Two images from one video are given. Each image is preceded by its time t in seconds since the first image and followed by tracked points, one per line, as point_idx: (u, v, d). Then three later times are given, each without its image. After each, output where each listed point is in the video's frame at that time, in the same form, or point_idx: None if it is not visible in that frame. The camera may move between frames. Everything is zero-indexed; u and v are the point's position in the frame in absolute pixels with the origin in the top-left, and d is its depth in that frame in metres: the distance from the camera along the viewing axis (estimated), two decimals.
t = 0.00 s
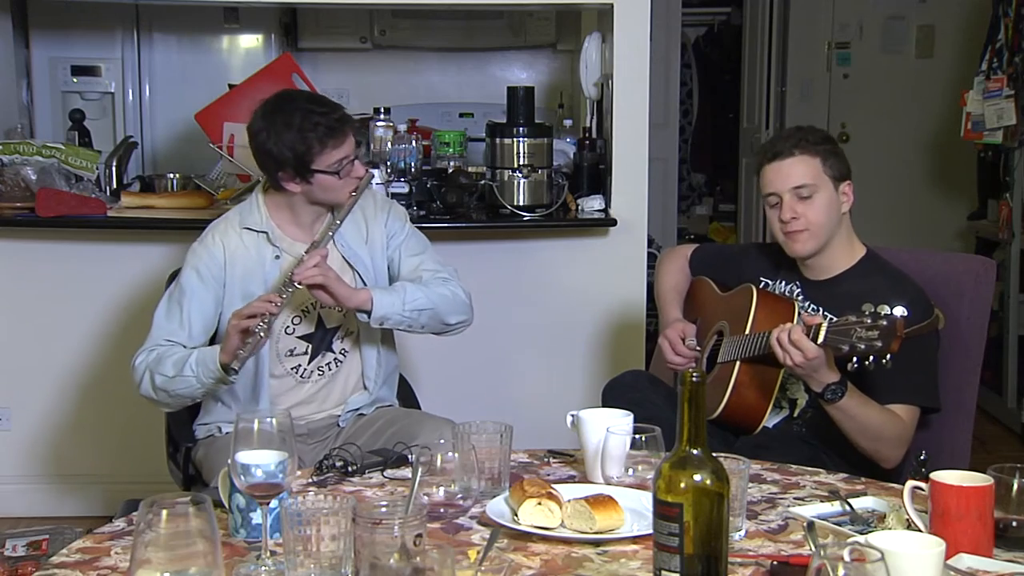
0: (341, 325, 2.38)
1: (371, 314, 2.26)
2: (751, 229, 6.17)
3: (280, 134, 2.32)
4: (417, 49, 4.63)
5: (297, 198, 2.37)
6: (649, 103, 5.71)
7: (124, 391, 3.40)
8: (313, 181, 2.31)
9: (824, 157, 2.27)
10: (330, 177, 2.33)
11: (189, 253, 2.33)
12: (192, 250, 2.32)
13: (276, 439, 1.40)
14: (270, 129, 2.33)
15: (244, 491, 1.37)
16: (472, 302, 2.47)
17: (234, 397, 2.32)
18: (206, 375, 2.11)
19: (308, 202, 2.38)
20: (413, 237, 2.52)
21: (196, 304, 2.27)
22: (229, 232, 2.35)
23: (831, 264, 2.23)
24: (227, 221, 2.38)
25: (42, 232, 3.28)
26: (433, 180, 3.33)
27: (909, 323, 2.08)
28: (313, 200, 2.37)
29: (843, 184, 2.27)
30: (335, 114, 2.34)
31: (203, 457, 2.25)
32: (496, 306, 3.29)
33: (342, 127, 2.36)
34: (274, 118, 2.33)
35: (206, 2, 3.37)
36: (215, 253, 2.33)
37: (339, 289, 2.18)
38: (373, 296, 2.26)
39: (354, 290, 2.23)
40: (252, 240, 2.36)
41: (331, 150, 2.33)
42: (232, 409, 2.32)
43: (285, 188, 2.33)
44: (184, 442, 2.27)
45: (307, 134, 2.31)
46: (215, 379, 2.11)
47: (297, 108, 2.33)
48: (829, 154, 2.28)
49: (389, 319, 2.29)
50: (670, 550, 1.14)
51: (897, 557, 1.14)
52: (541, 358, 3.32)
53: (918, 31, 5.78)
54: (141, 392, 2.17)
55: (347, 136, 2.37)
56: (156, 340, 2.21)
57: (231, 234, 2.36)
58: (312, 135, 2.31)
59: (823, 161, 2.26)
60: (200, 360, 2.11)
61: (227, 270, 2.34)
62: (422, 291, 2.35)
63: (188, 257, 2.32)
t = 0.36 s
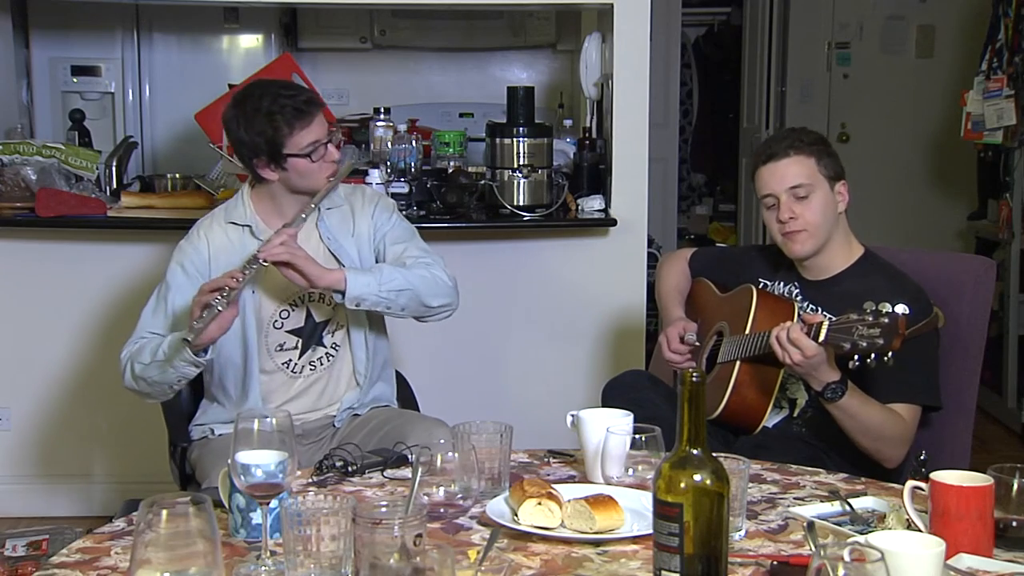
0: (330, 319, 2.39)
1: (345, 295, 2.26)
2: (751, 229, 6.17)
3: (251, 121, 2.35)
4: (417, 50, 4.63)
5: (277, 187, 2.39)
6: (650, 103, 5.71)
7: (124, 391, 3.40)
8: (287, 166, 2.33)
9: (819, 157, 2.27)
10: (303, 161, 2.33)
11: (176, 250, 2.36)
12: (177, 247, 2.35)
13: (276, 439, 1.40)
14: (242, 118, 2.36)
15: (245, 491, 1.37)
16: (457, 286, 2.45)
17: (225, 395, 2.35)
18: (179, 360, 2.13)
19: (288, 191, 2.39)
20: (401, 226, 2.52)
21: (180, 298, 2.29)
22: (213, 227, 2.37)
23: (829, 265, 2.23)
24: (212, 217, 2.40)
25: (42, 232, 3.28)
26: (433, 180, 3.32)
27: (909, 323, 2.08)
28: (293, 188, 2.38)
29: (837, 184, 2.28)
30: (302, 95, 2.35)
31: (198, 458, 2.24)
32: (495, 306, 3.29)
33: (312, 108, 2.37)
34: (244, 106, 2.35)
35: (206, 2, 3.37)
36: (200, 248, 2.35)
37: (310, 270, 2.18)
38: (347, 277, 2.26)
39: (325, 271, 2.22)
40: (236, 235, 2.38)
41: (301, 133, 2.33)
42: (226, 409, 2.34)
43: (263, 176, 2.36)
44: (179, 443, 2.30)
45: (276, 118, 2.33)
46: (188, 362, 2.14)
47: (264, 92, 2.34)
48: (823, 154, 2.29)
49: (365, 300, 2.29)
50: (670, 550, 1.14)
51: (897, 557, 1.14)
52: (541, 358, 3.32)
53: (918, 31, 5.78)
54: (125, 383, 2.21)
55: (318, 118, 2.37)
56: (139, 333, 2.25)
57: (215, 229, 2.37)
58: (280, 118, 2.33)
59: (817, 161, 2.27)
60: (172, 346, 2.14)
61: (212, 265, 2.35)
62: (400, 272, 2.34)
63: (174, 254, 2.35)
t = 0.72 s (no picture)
0: (320, 313, 2.40)
1: (323, 278, 2.27)
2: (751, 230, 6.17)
3: (230, 112, 2.43)
4: (417, 50, 4.63)
5: (260, 177, 2.46)
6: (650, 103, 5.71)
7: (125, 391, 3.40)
8: (267, 155, 2.40)
9: (808, 164, 2.24)
10: (283, 148, 2.40)
11: (165, 248, 2.40)
12: (166, 244, 2.39)
13: (275, 440, 1.40)
14: (221, 108, 2.44)
15: (244, 491, 1.37)
16: (439, 277, 2.45)
17: (217, 395, 2.35)
18: (156, 343, 2.19)
19: (272, 182, 2.46)
20: (388, 220, 2.52)
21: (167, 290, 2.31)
22: (201, 223, 2.41)
23: (828, 268, 2.23)
24: (200, 215, 2.44)
25: (42, 232, 3.28)
26: (433, 180, 3.32)
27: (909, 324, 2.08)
28: (276, 178, 2.44)
29: (830, 188, 2.26)
30: (279, 83, 2.43)
31: (190, 461, 2.24)
32: (495, 306, 3.29)
33: (288, 95, 2.43)
34: (223, 97, 2.44)
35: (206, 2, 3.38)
36: (188, 244, 2.39)
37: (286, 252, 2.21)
38: (325, 261, 2.27)
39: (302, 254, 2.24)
40: (223, 229, 2.41)
41: (278, 119, 2.41)
42: (220, 409, 2.34)
43: (245, 166, 2.44)
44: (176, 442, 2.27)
45: (252, 105, 2.40)
46: (164, 346, 2.20)
47: (241, 82, 2.43)
48: (813, 158, 2.26)
49: (343, 284, 2.29)
50: (670, 551, 1.14)
51: (897, 557, 1.14)
52: (541, 358, 3.32)
53: (918, 31, 5.78)
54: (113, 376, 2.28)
55: (295, 105, 2.44)
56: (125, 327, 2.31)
57: (203, 225, 2.41)
58: (257, 105, 2.40)
59: (807, 168, 2.24)
60: (148, 331, 2.20)
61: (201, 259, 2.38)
62: (380, 259, 2.35)
63: (163, 250, 2.39)
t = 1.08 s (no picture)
0: (317, 308, 2.40)
1: (318, 265, 2.27)
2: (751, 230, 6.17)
3: (233, 103, 2.44)
4: (417, 50, 4.63)
5: (260, 170, 2.47)
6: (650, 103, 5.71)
7: (125, 391, 3.40)
8: (267, 145, 2.41)
9: (809, 162, 2.27)
10: (284, 140, 2.40)
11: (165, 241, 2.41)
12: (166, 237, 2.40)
13: (275, 439, 1.40)
14: (224, 99, 2.45)
15: (244, 491, 1.37)
16: (435, 269, 2.45)
17: (213, 390, 2.36)
18: (150, 322, 2.21)
19: (271, 174, 2.47)
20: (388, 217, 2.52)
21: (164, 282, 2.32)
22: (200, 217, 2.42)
23: (821, 269, 2.23)
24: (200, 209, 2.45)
25: (42, 232, 3.28)
26: (433, 180, 3.32)
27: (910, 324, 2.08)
28: (276, 171, 2.45)
29: (828, 191, 2.26)
30: (283, 74, 2.44)
31: (189, 460, 2.23)
32: (495, 305, 3.29)
33: (291, 86, 2.44)
34: (227, 88, 2.45)
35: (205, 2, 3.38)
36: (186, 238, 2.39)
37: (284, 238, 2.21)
38: (321, 248, 2.27)
39: (299, 240, 2.24)
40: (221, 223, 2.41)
41: (280, 110, 2.41)
42: (215, 405, 2.34)
43: (245, 157, 2.45)
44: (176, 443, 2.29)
45: (254, 96, 2.41)
46: (157, 323, 2.22)
47: (245, 74, 2.44)
48: (814, 159, 2.27)
49: (339, 271, 2.29)
50: (670, 550, 1.14)
51: (898, 557, 1.14)
52: (540, 358, 3.32)
53: (918, 31, 5.78)
54: (107, 361, 2.31)
55: (297, 96, 2.44)
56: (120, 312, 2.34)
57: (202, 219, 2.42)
58: (259, 95, 2.41)
59: (806, 166, 2.26)
60: (141, 309, 2.22)
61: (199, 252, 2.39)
62: (376, 249, 2.35)
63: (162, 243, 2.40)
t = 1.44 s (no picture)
0: (324, 302, 2.41)
1: (332, 247, 2.27)
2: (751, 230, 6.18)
3: (254, 94, 2.44)
4: (417, 49, 4.63)
5: (275, 161, 2.48)
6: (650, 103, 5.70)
7: (125, 391, 3.40)
8: (287, 136, 2.42)
9: (829, 151, 2.30)
10: (304, 131, 2.42)
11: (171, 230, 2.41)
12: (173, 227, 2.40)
13: (275, 439, 1.40)
14: (247, 88, 2.46)
15: (244, 491, 1.37)
16: (443, 264, 2.46)
17: (211, 380, 2.35)
18: (166, 290, 2.22)
19: (286, 166, 2.48)
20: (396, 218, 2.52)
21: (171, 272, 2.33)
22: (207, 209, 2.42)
23: (824, 262, 2.25)
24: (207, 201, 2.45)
25: (42, 232, 3.28)
26: (433, 180, 3.32)
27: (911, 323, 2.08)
28: (292, 163, 2.46)
29: (843, 184, 2.27)
30: (306, 68, 2.45)
31: (193, 459, 2.23)
32: (496, 303, 3.29)
33: (314, 80, 2.46)
34: (251, 78, 2.45)
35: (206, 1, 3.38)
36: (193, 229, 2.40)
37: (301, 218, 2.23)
38: (336, 231, 2.27)
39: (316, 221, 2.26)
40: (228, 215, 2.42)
41: (302, 102, 2.42)
42: (211, 396, 2.34)
43: (263, 147, 2.46)
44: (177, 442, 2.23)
45: (278, 87, 2.42)
46: (174, 292, 2.23)
47: (269, 66, 2.45)
48: (833, 150, 2.30)
49: (352, 255, 2.29)
50: (670, 551, 1.14)
51: (897, 557, 1.14)
52: (541, 357, 3.32)
53: (918, 31, 5.78)
54: (115, 334, 2.29)
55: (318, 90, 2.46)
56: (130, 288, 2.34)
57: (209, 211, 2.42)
58: (282, 87, 2.42)
59: (825, 154, 2.30)
60: (158, 279, 2.23)
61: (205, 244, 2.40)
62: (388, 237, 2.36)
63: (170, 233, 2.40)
